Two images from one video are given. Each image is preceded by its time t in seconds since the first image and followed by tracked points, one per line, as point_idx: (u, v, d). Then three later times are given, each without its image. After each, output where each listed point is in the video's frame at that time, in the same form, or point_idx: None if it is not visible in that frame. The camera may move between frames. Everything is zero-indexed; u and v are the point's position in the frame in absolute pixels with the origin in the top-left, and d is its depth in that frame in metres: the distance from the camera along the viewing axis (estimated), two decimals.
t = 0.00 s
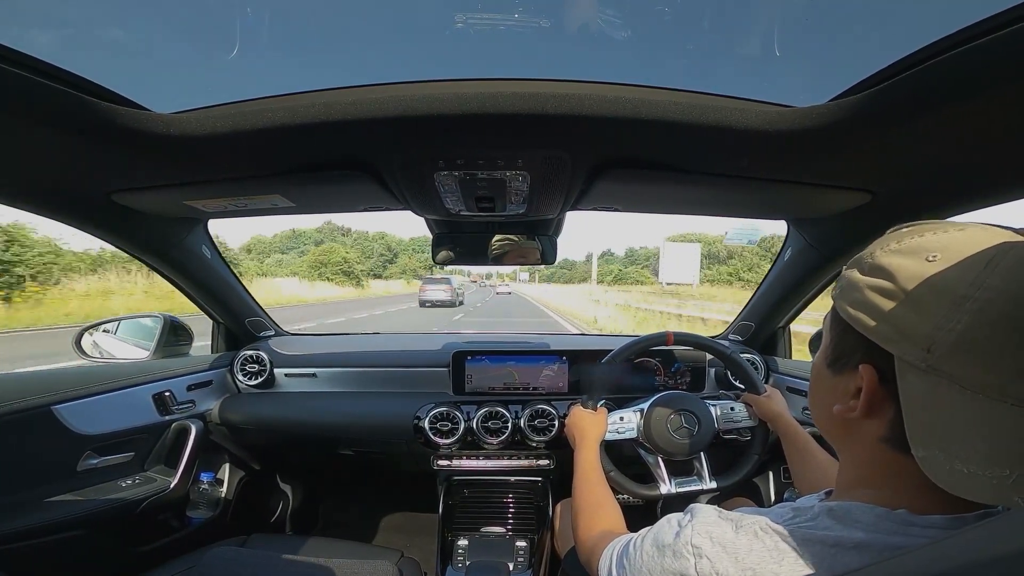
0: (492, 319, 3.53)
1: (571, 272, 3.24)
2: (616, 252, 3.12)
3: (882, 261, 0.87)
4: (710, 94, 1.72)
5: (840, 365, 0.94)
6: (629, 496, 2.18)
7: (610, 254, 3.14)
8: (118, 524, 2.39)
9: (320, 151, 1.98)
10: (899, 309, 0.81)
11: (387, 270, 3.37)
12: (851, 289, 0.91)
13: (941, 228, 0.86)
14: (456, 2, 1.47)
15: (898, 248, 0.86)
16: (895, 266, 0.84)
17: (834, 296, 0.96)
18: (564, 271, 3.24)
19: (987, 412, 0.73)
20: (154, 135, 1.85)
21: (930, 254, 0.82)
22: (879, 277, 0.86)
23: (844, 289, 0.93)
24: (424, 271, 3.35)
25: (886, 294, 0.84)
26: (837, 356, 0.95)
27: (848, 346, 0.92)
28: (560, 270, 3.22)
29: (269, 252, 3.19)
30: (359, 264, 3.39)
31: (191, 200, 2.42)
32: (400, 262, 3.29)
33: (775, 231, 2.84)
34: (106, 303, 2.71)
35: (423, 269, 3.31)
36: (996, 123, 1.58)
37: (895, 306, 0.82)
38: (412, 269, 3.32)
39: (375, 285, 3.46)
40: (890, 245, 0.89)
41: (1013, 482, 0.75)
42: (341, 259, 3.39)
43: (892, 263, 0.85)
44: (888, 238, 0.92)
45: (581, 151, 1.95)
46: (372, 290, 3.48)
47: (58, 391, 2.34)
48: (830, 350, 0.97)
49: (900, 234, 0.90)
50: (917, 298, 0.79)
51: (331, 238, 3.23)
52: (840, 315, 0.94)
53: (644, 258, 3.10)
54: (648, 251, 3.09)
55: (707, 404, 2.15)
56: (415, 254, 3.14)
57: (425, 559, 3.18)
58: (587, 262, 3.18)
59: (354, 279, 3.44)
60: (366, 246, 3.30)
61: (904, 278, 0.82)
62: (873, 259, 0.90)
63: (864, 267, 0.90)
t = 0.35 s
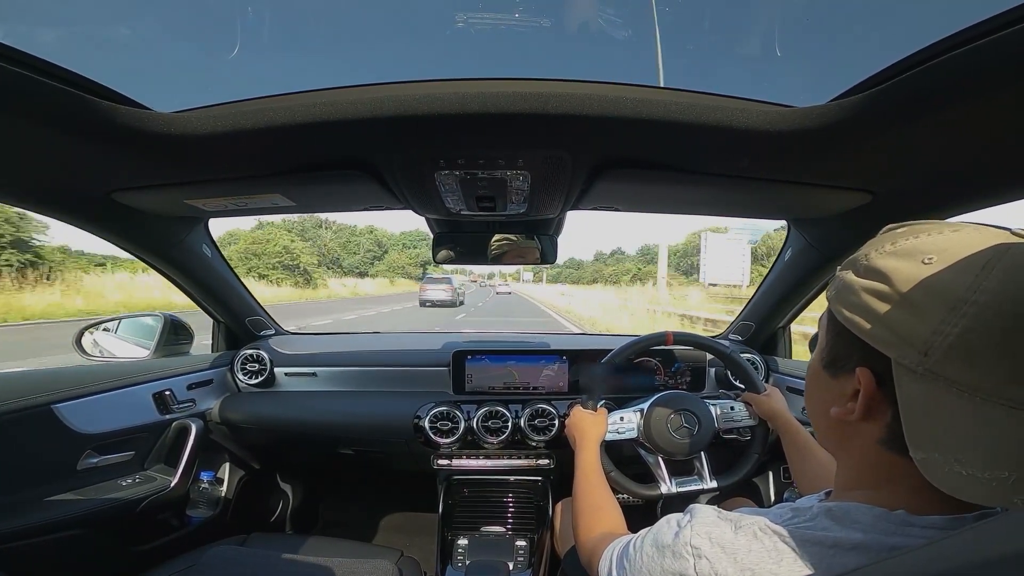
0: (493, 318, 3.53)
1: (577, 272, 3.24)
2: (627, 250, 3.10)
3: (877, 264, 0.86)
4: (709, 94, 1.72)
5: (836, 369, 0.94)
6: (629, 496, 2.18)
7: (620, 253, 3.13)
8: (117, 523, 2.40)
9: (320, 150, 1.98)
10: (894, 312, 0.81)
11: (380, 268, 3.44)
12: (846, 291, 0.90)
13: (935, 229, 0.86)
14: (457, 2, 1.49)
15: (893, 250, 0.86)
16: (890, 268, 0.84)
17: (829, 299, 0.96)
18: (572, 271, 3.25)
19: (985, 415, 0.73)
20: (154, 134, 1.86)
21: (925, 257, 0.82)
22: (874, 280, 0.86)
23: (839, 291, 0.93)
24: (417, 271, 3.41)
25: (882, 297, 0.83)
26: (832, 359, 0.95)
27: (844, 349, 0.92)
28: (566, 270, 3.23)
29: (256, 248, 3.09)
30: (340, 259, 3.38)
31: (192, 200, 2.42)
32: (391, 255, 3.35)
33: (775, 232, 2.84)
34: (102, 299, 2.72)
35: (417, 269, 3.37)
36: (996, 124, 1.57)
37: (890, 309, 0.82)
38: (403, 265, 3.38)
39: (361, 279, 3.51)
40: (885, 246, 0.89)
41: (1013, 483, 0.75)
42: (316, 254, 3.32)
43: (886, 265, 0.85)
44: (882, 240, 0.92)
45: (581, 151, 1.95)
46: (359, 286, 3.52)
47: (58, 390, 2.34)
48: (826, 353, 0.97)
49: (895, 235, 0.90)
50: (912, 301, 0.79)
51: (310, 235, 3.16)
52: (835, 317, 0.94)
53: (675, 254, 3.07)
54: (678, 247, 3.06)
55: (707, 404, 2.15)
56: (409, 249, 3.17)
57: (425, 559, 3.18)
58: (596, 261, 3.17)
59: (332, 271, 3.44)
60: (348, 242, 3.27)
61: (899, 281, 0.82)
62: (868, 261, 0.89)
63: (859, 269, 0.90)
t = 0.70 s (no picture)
0: (493, 319, 3.53)
1: (583, 272, 3.25)
2: (640, 250, 3.09)
3: (884, 262, 0.86)
4: (709, 94, 1.72)
5: (841, 367, 0.94)
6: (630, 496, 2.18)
7: (634, 252, 3.11)
8: (118, 524, 2.39)
9: (321, 151, 1.98)
10: (899, 310, 0.81)
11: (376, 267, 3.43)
12: (853, 290, 0.90)
13: (944, 228, 0.86)
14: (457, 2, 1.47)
15: (900, 249, 0.86)
16: (897, 266, 0.84)
17: (836, 297, 0.96)
18: (579, 271, 3.25)
19: (990, 414, 0.73)
20: (155, 134, 1.86)
21: (932, 255, 0.82)
22: (881, 278, 0.86)
23: (846, 289, 0.93)
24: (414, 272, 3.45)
25: (888, 295, 0.83)
26: (837, 358, 0.95)
27: (849, 348, 0.92)
28: (574, 270, 3.24)
29: (240, 249, 3.08)
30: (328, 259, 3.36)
31: (192, 200, 2.42)
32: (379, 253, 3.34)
33: (775, 232, 2.84)
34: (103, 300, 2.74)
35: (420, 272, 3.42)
36: (997, 124, 1.57)
37: (896, 308, 0.82)
38: (392, 263, 3.39)
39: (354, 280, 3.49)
40: (893, 246, 0.88)
41: (1016, 483, 0.75)
42: (298, 254, 3.30)
43: (893, 264, 0.85)
44: (890, 239, 0.92)
45: (581, 151, 1.95)
46: (347, 287, 3.49)
47: (58, 390, 2.34)
48: (831, 351, 0.97)
49: (903, 234, 0.90)
50: (919, 300, 0.79)
51: (292, 233, 3.14)
52: (840, 316, 0.94)
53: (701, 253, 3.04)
54: (705, 245, 3.01)
55: (708, 405, 2.15)
56: (393, 241, 3.18)
57: (426, 560, 3.18)
58: (606, 260, 3.17)
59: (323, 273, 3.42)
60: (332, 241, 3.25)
61: (906, 280, 0.82)
62: (875, 260, 0.90)
63: (865, 268, 0.90)
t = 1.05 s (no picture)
0: (493, 318, 3.52)
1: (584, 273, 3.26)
2: (655, 248, 3.06)
3: (885, 262, 0.86)
4: (708, 93, 1.72)
5: (842, 367, 0.94)
6: (631, 496, 2.18)
7: (647, 250, 3.09)
8: (118, 523, 2.39)
9: (321, 150, 1.98)
10: (900, 310, 0.81)
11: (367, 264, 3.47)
12: (854, 290, 0.90)
13: (945, 228, 0.85)
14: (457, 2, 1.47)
15: (901, 248, 0.86)
16: (898, 266, 0.84)
17: (836, 296, 0.96)
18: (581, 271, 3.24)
19: (992, 415, 0.73)
20: (155, 134, 1.85)
21: (933, 255, 0.82)
22: (882, 278, 0.86)
23: (846, 289, 0.93)
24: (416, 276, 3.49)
25: (889, 295, 0.83)
26: (838, 357, 0.95)
27: (850, 347, 0.92)
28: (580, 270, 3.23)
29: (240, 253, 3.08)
30: (314, 259, 3.37)
31: (192, 200, 2.42)
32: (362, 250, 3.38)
33: (774, 232, 2.84)
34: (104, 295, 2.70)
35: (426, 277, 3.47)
36: (997, 123, 1.57)
37: (897, 308, 0.82)
38: (371, 258, 3.42)
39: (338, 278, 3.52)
40: (893, 245, 0.88)
41: (1018, 483, 0.75)
42: (290, 254, 3.27)
43: (894, 264, 0.85)
44: (890, 238, 0.91)
45: (581, 151, 1.95)
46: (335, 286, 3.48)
47: (58, 391, 2.34)
48: (831, 351, 0.97)
49: (904, 233, 0.90)
50: (920, 300, 0.79)
51: (285, 232, 3.13)
52: (841, 315, 0.94)
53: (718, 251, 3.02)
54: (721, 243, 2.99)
55: (708, 404, 2.15)
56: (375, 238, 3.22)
57: (426, 559, 3.18)
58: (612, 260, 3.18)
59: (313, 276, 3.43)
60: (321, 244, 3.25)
61: (907, 279, 0.81)
62: (875, 260, 0.89)
63: (867, 267, 0.90)
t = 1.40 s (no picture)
0: (494, 319, 3.52)
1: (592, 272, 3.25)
2: (672, 246, 3.05)
3: (882, 264, 0.86)
4: (708, 95, 1.72)
5: (839, 370, 0.94)
6: (630, 497, 2.18)
7: (663, 248, 3.09)
8: (117, 523, 2.39)
9: (321, 150, 1.98)
10: (897, 312, 0.81)
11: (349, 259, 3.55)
12: (851, 292, 0.90)
13: (942, 229, 0.85)
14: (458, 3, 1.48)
15: (897, 250, 0.85)
16: (895, 268, 0.83)
17: (833, 299, 0.96)
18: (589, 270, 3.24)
19: (990, 418, 0.73)
20: (155, 134, 1.86)
21: (930, 257, 0.81)
22: (879, 280, 0.85)
23: (843, 291, 0.92)
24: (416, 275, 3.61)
25: (885, 297, 0.83)
26: (835, 360, 0.95)
27: (847, 350, 0.92)
28: (591, 267, 3.22)
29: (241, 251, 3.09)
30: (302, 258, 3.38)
31: (193, 200, 2.43)
32: (332, 243, 3.38)
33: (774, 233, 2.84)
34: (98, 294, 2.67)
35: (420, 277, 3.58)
36: (998, 124, 1.57)
37: (894, 310, 0.81)
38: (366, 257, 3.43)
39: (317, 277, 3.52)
40: (890, 247, 0.88)
41: (1017, 486, 0.75)
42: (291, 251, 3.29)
43: (890, 266, 0.84)
44: (887, 240, 0.91)
45: (582, 152, 1.95)
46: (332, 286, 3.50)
47: (57, 390, 2.33)
48: (828, 353, 0.97)
49: (901, 235, 0.90)
50: (916, 302, 0.79)
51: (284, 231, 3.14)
52: (839, 318, 0.94)
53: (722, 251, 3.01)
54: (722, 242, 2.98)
55: (708, 405, 2.15)
56: (349, 232, 3.25)
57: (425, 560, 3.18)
58: (624, 262, 3.19)
59: (280, 274, 3.35)
60: (294, 242, 3.25)
61: (904, 281, 0.81)
62: (872, 262, 0.89)
63: (864, 270, 0.90)
